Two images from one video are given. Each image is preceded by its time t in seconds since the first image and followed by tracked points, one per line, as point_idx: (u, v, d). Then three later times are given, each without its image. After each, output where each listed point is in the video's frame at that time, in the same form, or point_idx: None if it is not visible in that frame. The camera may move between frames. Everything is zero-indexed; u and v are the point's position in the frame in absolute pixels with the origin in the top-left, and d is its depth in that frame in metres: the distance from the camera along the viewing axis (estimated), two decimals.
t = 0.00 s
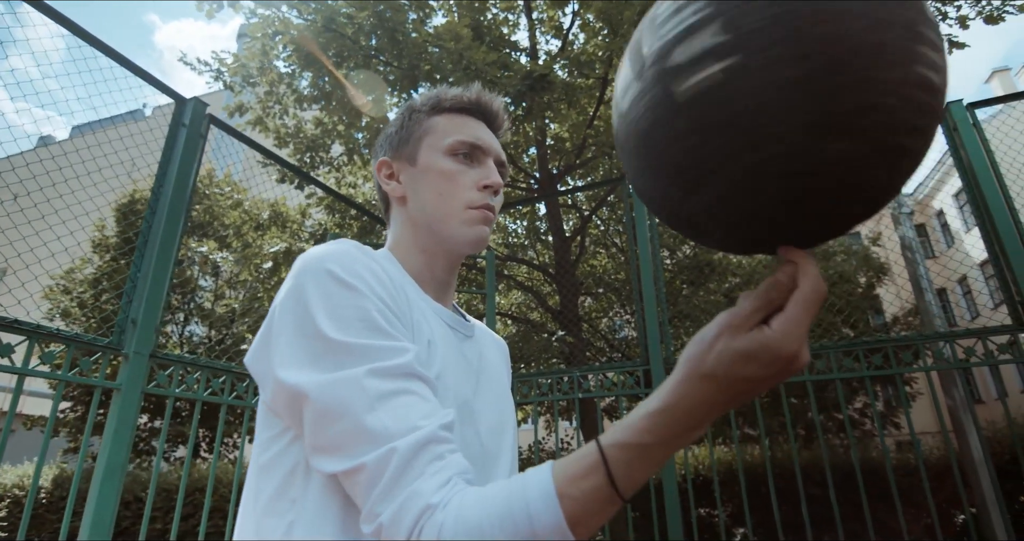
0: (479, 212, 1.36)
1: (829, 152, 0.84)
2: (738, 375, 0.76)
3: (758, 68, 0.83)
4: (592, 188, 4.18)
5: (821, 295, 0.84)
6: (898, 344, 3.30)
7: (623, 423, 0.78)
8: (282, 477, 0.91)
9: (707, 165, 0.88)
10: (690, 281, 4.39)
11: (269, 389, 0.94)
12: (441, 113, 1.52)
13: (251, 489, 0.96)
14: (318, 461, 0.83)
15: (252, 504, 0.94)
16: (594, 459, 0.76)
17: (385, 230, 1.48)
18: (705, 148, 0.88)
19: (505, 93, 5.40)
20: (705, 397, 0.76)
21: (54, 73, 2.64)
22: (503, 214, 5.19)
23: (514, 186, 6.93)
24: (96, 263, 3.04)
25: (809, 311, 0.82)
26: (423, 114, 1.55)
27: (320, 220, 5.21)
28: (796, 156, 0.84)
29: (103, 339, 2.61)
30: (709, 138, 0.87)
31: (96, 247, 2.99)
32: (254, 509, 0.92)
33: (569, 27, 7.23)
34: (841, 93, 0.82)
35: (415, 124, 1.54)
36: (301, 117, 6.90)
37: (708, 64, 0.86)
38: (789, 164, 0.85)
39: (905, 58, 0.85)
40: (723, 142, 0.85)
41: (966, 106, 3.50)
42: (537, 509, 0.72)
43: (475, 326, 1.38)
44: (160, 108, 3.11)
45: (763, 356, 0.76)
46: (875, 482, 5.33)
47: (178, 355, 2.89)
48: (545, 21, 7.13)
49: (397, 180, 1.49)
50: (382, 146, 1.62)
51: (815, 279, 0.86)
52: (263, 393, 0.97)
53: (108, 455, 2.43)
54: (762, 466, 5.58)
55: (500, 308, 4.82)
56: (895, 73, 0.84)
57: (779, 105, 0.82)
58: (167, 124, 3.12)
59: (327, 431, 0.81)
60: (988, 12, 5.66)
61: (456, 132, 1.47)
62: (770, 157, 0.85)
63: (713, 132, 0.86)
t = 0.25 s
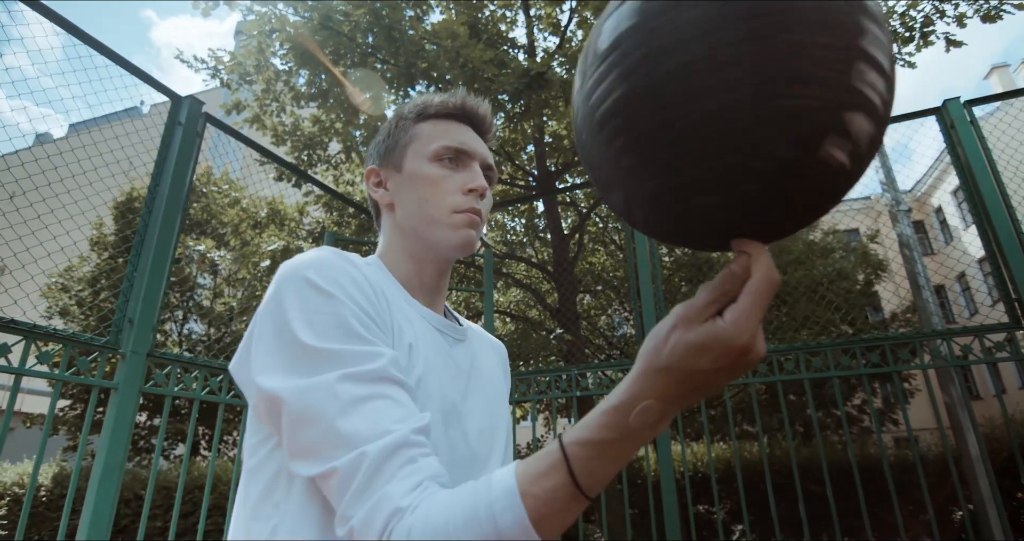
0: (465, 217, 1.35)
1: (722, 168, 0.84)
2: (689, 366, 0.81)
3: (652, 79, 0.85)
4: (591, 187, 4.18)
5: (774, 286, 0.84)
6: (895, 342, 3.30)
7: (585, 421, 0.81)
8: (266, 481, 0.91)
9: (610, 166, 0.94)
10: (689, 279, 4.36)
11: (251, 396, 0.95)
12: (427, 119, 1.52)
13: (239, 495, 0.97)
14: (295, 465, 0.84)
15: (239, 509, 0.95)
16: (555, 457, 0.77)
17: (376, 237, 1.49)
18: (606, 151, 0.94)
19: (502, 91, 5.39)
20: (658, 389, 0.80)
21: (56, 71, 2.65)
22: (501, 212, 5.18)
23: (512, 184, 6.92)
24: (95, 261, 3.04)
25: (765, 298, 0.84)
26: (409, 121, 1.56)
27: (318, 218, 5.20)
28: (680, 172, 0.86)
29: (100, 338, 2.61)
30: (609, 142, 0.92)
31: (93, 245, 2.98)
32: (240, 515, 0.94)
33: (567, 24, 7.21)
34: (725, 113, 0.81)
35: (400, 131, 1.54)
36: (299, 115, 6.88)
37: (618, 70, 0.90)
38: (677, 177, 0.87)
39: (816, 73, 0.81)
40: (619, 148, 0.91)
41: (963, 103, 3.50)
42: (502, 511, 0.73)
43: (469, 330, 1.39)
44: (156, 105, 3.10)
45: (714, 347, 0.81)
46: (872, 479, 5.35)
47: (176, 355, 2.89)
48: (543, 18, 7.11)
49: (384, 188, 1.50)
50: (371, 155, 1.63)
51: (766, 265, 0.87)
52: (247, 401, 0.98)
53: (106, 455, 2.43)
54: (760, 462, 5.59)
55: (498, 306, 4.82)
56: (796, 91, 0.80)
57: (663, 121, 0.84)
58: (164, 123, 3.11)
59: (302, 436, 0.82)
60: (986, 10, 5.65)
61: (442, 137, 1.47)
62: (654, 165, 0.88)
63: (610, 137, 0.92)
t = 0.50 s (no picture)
0: (456, 224, 1.34)
1: (664, 188, 0.83)
2: (658, 380, 0.82)
3: (597, 96, 0.85)
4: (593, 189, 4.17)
5: (745, 295, 0.83)
6: (898, 344, 3.29)
7: (561, 431, 0.83)
8: (257, 492, 0.93)
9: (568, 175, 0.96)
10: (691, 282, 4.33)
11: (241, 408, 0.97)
12: (418, 130, 1.53)
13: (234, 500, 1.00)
14: (280, 474, 0.86)
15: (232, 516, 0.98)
16: (528, 468, 0.80)
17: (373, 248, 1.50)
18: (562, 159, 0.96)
19: (504, 93, 5.38)
20: (627, 403, 0.82)
21: (60, 74, 2.67)
22: (503, 214, 5.18)
23: (514, 186, 6.91)
24: (98, 264, 3.05)
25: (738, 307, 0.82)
26: (401, 133, 1.56)
27: (320, 220, 5.20)
28: (622, 191, 0.87)
29: (102, 342, 2.62)
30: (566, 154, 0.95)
31: (96, 248, 2.99)
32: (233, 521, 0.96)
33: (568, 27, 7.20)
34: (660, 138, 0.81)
35: (394, 144, 1.55)
36: (301, 118, 6.88)
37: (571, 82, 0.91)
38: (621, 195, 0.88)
39: (766, 95, 0.78)
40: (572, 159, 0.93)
41: (966, 105, 3.49)
42: (475, 522, 0.75)
43: (468, 339, 1.39)
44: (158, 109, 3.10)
45: (685, 361, 0.81)
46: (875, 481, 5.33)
47: (178, 358, 2.90)
48: (545, 20, 7.11)
49: (379, 200, 1.51)
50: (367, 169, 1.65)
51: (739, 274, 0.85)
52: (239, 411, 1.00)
53: (108, 458, 2.44)
54: (762, 465, 5.58)
55: (500, 308, 4.82)
56: (740, 115, 0.78)
57: (606, 140, 0.85)
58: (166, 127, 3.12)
59: (287, 445, 0.84)
60: (988, 13, 5.63)
61: (433, 147, 1.47)
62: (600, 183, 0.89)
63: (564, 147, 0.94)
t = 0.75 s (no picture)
0: (451, 235, 1.34)
1: (618, 198, 0.85)
2: (630, 406, 0.79)
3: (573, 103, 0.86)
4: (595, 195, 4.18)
5: (716, 316, 0.82)
6: (903, 348, 3.28)
7: (531, 454, 0.81)
8: (251, 504, 0.96)
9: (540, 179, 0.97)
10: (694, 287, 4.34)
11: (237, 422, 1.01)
12: (412, 143, 1.53)
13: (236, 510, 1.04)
14: (268, 487, 0.89)
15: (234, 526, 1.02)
16: (499, 491, 0.78)
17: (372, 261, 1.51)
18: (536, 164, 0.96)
19: (506, 98, 5.39)
20: (599, 429, 0.79)
21: (64, 81, 2.68)
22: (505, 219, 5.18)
23: (516, 190, 6.92)
24: (101, 270, 3.06)
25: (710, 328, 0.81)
26: (397, 147, 1.57)
27: (322, 226, 5.21)
28: (596, 198, 0.87)
29: (105, 348, 2.62)
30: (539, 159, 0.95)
31: (100, 253, 3.00)
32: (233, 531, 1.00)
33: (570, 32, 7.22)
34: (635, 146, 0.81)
35: (390, 158, 1.56)
36: (304, 124, 6.89)
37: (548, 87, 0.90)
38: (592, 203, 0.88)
39: (715, 110, 0.79)
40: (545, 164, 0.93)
41: (968, 109, 3.48)
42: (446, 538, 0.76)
43: (470, 349, 1.40)
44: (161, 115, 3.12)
45: (653, 386, 0.79)
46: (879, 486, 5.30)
47: (180, 364, 2.90)
48: (546, 26, 7.13)
49: (376, 214, 1.52)
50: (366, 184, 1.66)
51: (709, 294, 0.85)
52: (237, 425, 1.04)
53: (111, 465, 2.44)
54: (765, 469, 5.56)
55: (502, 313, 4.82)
56: (684, 133, 0.79)
57: (582, 145, 0.85)
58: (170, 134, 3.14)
59: (272, 460, 0.87)
60: (989, 17, 5.64)
61: (426, 160, 1.48)
62: (573, 189, 0.90)
63: (539, 152, 0.94)
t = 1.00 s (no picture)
0: (448, 243, 1.35)
1: (554, 187, 0.78)
2: (598, 434, 0.77)
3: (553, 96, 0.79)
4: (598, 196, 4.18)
5: (685, 345, 0.74)
6: (907, 349, 3.27)
7: (504, 481, 0.79)
8: (249, 514, 0.98)
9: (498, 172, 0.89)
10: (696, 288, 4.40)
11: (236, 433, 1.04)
12: (410, 153, 1.54)
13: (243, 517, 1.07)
14: (260, 499, 0.91)
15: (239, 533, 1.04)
16: (470, 512, 0.78)
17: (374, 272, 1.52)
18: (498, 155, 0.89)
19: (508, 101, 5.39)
20: (567, 457, 0.77)
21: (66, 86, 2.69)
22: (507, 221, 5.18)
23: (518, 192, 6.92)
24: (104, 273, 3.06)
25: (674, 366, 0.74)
26: (396, 158, 1.58)
27: (325, 229, 5.22)
28: (547, 205, 0.79)
29: (110, 353, 2.63)
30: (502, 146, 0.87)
31: (103, 257, 3.00)
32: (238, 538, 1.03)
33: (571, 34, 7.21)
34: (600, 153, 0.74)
35: (389, 169, 1.57)
36: (306, 127, 6.90)
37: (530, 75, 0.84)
38: (541, 210, 0.80)
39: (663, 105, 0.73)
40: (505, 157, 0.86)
41: (971, 109, 3.48)
42: None
43: (474, 354, 1.40)
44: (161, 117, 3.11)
45: (619, 416, 0.76)
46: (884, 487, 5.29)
47: (184, 369, 2.90)
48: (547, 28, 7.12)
49: (377, 225, 1.53)
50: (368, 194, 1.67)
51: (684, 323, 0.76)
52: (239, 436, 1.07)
53: (116, 469, 2.44)
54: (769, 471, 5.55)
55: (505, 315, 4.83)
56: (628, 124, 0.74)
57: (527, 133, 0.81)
58: (173, 139, 3.15)
59: (262, 473, 0.89)
60: (992, 16, 5.61)
61: (423, 169, 1.48)
62: (524, 186, 0.82)
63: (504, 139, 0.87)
